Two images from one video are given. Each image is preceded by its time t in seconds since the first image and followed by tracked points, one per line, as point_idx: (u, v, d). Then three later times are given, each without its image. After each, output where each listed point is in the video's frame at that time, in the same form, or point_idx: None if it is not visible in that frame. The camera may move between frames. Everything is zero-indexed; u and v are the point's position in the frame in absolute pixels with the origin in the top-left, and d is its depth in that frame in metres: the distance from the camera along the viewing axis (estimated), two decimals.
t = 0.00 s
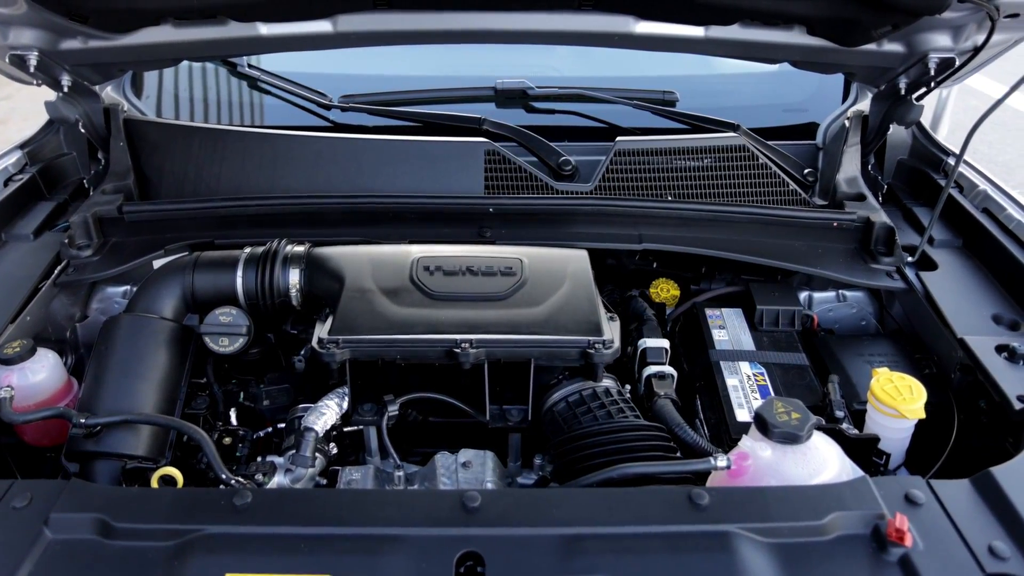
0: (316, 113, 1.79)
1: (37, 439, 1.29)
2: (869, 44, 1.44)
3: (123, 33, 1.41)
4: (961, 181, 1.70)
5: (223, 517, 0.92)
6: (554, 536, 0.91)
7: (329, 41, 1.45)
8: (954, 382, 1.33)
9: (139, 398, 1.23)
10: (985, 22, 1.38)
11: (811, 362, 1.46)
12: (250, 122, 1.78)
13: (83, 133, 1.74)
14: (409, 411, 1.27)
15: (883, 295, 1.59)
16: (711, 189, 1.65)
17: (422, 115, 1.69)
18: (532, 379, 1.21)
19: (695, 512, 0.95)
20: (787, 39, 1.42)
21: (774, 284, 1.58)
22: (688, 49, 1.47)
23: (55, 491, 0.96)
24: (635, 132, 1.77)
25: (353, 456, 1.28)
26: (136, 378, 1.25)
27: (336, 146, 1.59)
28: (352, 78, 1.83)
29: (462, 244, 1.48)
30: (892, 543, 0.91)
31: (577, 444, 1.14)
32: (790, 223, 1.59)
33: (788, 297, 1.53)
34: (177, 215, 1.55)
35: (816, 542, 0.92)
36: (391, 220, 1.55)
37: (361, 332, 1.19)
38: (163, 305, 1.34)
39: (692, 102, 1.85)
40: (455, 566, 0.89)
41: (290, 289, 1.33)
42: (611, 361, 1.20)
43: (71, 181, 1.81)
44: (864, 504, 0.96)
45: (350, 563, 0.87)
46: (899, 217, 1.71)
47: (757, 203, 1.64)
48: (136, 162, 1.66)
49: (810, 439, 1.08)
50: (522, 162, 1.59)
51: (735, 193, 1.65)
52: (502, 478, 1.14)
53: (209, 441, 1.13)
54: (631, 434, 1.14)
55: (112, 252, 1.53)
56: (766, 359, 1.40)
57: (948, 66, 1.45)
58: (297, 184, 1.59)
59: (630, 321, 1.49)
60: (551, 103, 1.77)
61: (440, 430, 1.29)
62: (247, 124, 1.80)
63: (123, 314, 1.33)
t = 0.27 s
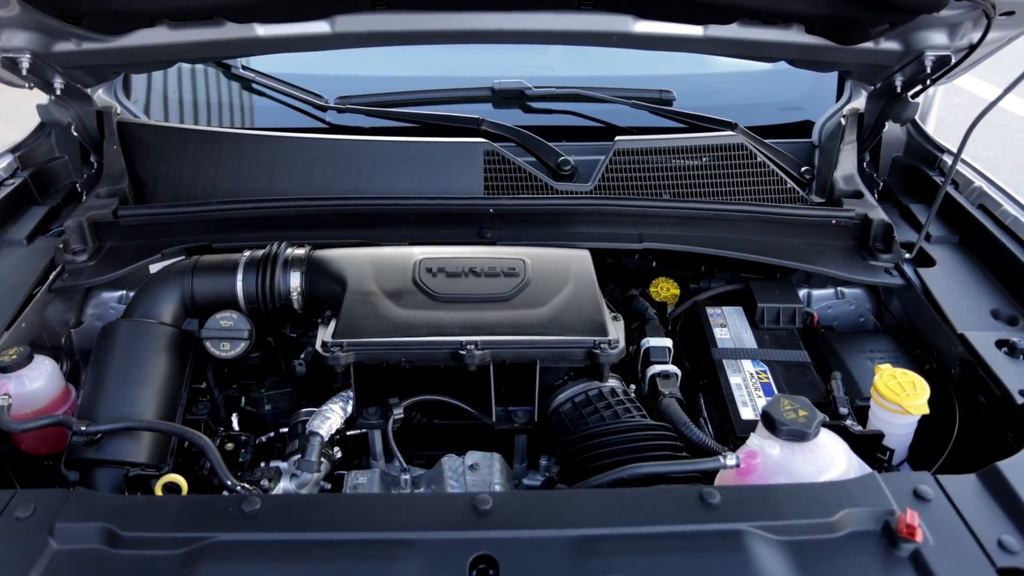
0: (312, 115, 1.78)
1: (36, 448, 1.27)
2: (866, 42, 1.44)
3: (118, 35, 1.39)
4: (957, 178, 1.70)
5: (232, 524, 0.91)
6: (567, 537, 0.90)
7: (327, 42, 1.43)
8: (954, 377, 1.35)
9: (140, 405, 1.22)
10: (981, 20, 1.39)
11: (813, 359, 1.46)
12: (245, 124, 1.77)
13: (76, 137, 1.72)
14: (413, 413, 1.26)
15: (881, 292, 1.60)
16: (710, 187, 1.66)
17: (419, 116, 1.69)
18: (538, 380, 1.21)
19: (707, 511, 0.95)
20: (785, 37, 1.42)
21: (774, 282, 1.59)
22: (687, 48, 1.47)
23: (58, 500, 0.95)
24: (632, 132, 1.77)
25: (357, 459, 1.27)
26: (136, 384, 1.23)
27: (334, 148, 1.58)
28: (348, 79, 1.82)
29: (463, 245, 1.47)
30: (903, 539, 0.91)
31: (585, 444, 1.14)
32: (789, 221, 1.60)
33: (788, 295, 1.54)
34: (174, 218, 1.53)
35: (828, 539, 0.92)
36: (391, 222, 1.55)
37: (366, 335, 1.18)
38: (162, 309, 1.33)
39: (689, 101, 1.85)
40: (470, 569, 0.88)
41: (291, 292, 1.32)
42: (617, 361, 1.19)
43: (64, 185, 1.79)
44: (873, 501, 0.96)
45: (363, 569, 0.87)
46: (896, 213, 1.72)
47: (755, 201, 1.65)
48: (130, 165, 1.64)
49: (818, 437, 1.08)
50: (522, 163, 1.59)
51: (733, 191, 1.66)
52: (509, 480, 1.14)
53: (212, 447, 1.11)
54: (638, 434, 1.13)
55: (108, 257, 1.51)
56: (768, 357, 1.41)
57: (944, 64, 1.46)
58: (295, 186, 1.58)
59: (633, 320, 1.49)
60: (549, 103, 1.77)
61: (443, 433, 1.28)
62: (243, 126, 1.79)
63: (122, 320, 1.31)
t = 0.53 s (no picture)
0: (307, 118, 1.76)
1: (32, 458, 1.25)
2: (861, 41, 1.45)
3: (111, 38, 1.37)
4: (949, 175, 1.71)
5: (242, 533, 0.90)
6: (581, 539, 0.90)
7: (323, 44, 1.42)
8: (952, 372, 1.36)
9: (139, 413, 1.20)
10: (974, 20, 1.41)
11: (812, 357, 1.47)
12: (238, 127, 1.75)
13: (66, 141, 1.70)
14: (417, 417, 1.25)
15: (877, 290, 1.62)
16: (707, 186, 1.66)
17: (416, 118, 1.68)
18: (544, 382, 1.21)
19: (719, 510, 0.95)
20: (782, 37, 1.43)
21: (772, 280, 1.60)
22: (684, 48, 1.48)
23: (62, 512, 0.93)
24: (628, 132, 1.78)
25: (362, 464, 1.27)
26: (135, 392, 1.22)
27: (331, 151, 1.56)
28: (342, 81, 1.81)
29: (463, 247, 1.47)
30: (913, 534, 0.91)
31: (593, 446, 1.13)
32: (786, 219, 1.61)
33: (787, 293, 1.55)
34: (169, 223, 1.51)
35: (839, 536, 0.93)
36: (390, 225, 1.54)
37: (370, 339, 1.17)
38: (160, 316, 1.31)
39: (684, 101, 1.86)
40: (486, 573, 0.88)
41: (292, 296, 1.31)
42: (623, 361, 1.20)
43: (54, 191, 1.76)
44: (883, 497, 0.96)
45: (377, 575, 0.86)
46: (890, 211, 1.73)
47: (751, 200, 1.66)
48: (123, 170, 1.62)
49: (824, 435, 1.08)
50: (520, 164, 1.59)
51: (730, 190, 1.66)
52: (517, 483, 1.13)
53: (216, 454, 1.10)
54: (646, 434, 1.13)
55: (102, 263, 1.49)
56: (769, 355, 1.41)
57: (938, 63, 1.48)
58: (292, 189, 1.57)
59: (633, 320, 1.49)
60: (545, 104, 1.77)
61: (446, 436, 1.27)
62: (236, 129, 1.77)
63: (119, 327, 1.29)
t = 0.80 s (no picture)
0: (300, 121, 1.75)
1: (29, 470, 1.23)
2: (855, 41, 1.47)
3: (103, 42, 1.35)
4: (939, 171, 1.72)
5: (253, 542, 0.89)
6: (594, 541, 0.90)
7: (319, 47, 1.41)
8: (947, 367, 1.38)
9: (139, 423, 1.18)
10: (966, 18, 1.42)
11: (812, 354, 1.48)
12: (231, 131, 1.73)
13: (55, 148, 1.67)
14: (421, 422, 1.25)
15: (872, 287, 1.64)
16: (703, 186, 1.67)
17: (410, 120, 1.67)
18: (548, 384, 1.21)
19: (729, 508, 0.95)
20: (777, 37, 1.44)
21: (769, 278, 1.61)
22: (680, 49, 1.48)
23: (68, 525, 0.92)
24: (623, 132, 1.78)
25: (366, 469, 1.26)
26: (134, 401, 1.20)
27: (327, 154, 1.55)
28: (335, 84, 1.80)
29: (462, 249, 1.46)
30: (921, 528, 0.92)
31: (599, 447, 1.13)
32: (781, 218, 1.62)
33: (784, 291, 1.56)
34: (163, 229, 1.49)
35: (848, 532, 0.93)
36: (389, 228, 1.53)
37: (374, 344, 1.16)
38: (158, 323, 1.29)
39: (678, 101, 1.86)
40: None
41: (292, 302, 1.30)
42: (626, 362, 1.20)
43: (43, 198, 1.73)
44: (890, 492, 0.97)
45: None
46: (882, 208, 1.75)
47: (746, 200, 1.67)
48: (114, 175, 1.60)
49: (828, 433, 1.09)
50: (517, 165, 1.58)
51: (725, 190, 1.67)
52: (524, 486, 1.13)
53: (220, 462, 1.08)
54: (652, 434, 1.14)
55: (96, 270, 1.47)
56: (769, 353, 1.42)
57: (929, 61, 1.49)
58: (287, 193, 1.55)
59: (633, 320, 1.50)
60: (540, 105, 1.77)
61: (449, 439, 1.27)
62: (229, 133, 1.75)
63: (116, 335, 1.28)
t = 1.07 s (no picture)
0: (291, 124, 1.73)
1: (22, 482, 1.21)
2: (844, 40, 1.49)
3: (92, 47, 1.33)
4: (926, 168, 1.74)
5: (261, 550, 0.88)
6: (604, 541, 0.90)
7: (312, 50, 1.40)
8: (940, 361, 1.40)
9: (137, 432, 1.17)
10: (952, 17, 1.45)
11: (807, 351, 1.49)
12: (221, 136, 1.72)
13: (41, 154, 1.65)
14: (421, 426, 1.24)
15: (863, 282, 1.66)
16: (695, 185, 1.68)
17: (402, 122, 1.66)
18: (550, 385, 1.21)
19: (735, 506, 0.96)
20: (768, 37, 1.45)
21: (763, 276, 1.63)
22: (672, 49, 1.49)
23: (71, 537, 0.90)
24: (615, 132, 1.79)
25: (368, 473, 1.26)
26: (132, 410, 1.19)
27: (320, 158, 1.54)
28: (325, 87, 1.79)
29: (458, 251, 1.46)
30: (924, 522, 0.94)
31: (602, 447, 1.14)
32: (773, 216, 1.64)
33: (778, 288, 1.58)
34: (155, 235, 1.48)
35: (853, 527, 0.95)
36: (384, 231, 1.53)
37: (374, 348, 1.16)
38: (153, 331, 1.28)
39: (668, 101, 1.87)
40: None
41: (290, 307, 1.29)
42: (627, 362, 1.20)
43: (29, 205, 1.71)
44: (892, 487, 0.99)
45: None
46: (872, 205, 1.77)
47: (738, 198, 1.68)
48: (103, 182, 1.58)
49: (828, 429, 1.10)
50: (512, 167, 1.59)
51: (717, 188, 1.69)
52: (528, 488, 1.13)
53: (223, 471, 1.07)
54: (655, 433, 1.14)
55: (87, 278, 1.45)
56: (765, 351, 1.44)
57: (917, 59, 1.52)
58: (280, 198, 1.54)
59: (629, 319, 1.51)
60: (531, 107, 1.77)
61: (449, 441, 1.26)
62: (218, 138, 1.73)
63: (111, 343, 1.26)
